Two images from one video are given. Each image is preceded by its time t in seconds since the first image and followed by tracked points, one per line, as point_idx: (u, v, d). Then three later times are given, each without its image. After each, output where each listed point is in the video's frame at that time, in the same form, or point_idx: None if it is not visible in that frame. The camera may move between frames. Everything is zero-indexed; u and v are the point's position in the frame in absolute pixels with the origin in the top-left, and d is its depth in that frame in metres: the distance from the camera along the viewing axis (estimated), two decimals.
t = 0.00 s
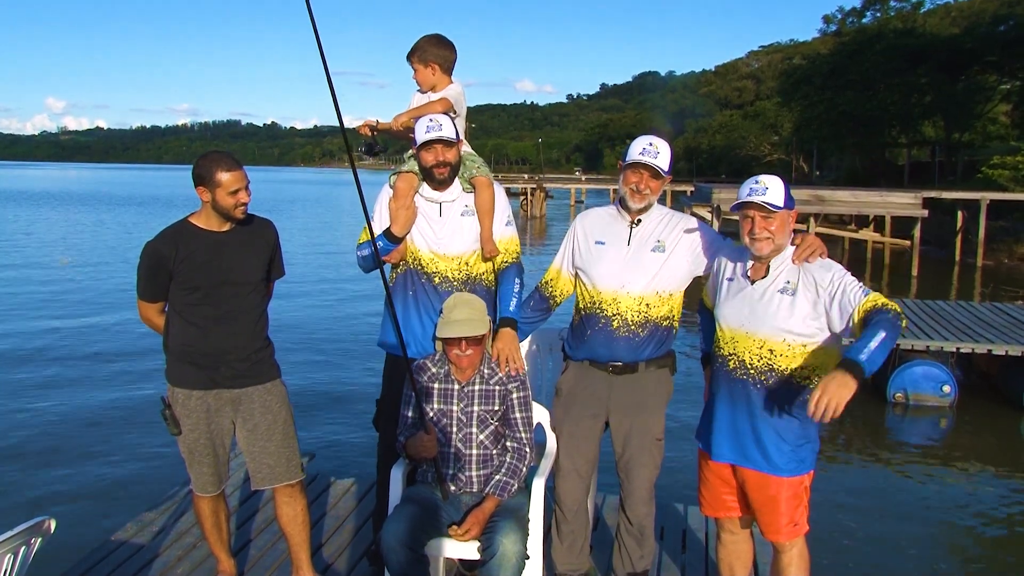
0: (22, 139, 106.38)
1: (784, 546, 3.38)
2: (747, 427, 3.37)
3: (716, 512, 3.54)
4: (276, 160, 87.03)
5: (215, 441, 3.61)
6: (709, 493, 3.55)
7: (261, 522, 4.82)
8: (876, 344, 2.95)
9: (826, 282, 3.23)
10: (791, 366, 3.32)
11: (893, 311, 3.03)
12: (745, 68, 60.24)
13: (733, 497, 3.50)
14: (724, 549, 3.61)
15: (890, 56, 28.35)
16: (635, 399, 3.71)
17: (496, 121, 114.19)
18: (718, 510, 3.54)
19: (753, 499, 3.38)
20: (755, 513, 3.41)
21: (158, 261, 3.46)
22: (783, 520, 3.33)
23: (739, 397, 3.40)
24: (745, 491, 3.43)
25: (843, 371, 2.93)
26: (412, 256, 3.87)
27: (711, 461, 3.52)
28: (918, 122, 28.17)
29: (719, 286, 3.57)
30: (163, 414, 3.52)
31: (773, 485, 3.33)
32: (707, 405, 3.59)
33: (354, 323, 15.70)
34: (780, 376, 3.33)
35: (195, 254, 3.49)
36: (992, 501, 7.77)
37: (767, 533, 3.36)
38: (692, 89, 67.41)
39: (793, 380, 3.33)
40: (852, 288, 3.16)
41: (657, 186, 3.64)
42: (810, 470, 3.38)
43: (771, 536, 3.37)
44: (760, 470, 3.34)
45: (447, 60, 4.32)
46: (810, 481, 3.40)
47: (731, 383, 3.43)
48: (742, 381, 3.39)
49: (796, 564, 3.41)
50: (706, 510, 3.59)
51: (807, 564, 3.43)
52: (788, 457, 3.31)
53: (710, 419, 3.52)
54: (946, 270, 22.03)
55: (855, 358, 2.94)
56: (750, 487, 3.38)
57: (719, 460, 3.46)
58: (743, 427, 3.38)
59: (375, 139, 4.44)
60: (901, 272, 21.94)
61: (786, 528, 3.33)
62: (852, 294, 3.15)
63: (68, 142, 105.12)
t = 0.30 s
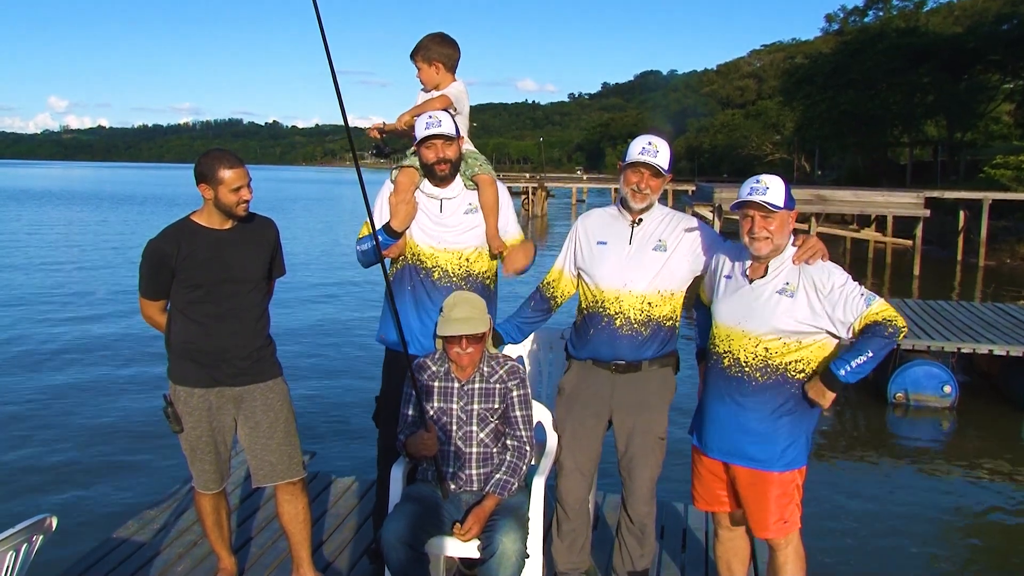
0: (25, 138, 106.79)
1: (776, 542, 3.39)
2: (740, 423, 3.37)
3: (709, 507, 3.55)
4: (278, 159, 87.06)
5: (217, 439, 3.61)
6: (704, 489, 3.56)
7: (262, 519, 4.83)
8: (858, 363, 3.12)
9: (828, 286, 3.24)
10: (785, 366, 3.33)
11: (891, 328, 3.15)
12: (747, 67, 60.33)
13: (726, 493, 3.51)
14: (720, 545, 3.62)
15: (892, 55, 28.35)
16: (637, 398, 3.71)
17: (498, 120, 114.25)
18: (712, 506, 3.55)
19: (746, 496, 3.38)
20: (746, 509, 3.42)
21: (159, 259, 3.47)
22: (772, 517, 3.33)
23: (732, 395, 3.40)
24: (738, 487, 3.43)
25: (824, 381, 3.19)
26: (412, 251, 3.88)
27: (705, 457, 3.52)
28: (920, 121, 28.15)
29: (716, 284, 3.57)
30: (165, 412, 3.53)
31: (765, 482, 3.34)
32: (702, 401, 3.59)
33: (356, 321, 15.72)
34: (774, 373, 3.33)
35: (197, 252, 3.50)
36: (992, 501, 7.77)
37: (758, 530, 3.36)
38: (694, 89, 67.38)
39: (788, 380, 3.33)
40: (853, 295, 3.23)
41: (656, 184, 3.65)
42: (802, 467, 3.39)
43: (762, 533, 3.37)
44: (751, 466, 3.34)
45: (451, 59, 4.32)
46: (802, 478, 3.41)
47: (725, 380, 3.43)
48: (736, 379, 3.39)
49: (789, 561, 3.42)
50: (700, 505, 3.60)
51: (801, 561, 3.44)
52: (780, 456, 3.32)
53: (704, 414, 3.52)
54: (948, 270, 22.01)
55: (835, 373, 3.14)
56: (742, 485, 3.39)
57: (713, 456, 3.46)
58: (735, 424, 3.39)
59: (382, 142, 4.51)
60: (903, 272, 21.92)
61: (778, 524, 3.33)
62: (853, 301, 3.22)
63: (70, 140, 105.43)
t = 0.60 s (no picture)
0: (26, 136, 106.90)
1: (775, 538, 3.38)
2: (741, 420, 3.36)
3: (709, 503, 3.54)
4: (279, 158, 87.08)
5: (217, 438, 3.61)
6: (703, 485, 3.55)
7: (263, 519, 4.83)
8: (843, 363, 3.13)
9: (829, 285, 3.24)
10: (786, 362, 3.32)
11: (881, 335, 3.13)
12: (748, 65, 60.34)
13: (726, 489, 3.50)
14: (720, 541, 3.61)
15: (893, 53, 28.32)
16: (638, 396, 3.70)
17: (499, 118, 114.30)
18: (711, 502, 3.54)
19: (746, 492, 3.37)
20: (746, 505, 3.41)
21: (161, 258, 3.47)
22: (772, 513, 3.33)
23: (733, 391, 3.39)
24: (738, 483, 3.42)
25: (808, 371, 3.25)
26: (417, 250, 3.87)
27: (705, 453, 3.51)
28: (921, 119, 28.13)
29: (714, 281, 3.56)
30: (166, 411, 3.53)
31: (764, 478, 3.34)
32: (701, 396, 3.57)
33: (357, 320, 15.73)
34: (775, 371, 3.32)
35: (199, 251, 3.49)
36: (993, 499, 7.76)
37: (758, 527, 3.36)
38: (695, 87, 67.39)
39: (788, 377, 3.32)
40: (850, 297, 3.22)
41: (656, 182, 3.64)
42: (801, 464, 3.39)
43: (762, 529, 3.36)
44: (752, 461, 3.34)
45: (458, 58, 4.29)
46: (801, 474, 3.41)
47: (726, 377, 3.41)
48: (738, 376, 3.37)
49: (789, 557, 3.41)
50: (699, 502, 3.59)
51: (802, 557, 3.43)
52: (779, 452, 3.32)
53: (704, 410, 3.51)
54: (949, 268, 21.99)
55: (819, 368, 3.17)
56: (742, 481, 3.38)
57: (713, 452, 3.45)
58: (734, 421, 3.38)
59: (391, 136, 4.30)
60: (904, 270, 21.90)
61: (778, 521, 3.33)
62: (851, 304, 3.22)
63: (72, 139, 105.61)
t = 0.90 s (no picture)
0: (22, 135, 106.74)
1: (773, 536, 3.39)
2: (740, 419, 3.36)
3: (707, 502, 3.54)
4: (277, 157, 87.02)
5: (215, 438, 3.61)
6: (701, 484, 3.55)
7: (260, 519, 4.82)
8: (839, 364, 3.17)
9: (824, 284, 3.24)
10: (783, 362, 3.32)
11: (875, 334, 3.14)
12: (745, 64, 60.42)
13: (724, 487, 3.50)
14: (717, 539, 3.61)
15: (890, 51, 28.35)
16: (635, 396, 3.70)
17: (497, 117, 114.33)
18: (709, 501, 3.54)
19: (745, 491, 3.38)
20: (744, 504, 3.42)
21: (158, 257, 3.46)
22: (770, 512, 3.33)
23: (732, 390, 3.39)
24: (737, 482, 3.42)
25: (806, 376, 3.27)
26: (417, 249, 3.87)
27: (703, 451, 3.51)
28: (918, 118, 28.16)
29: (710, 281, 3.55)
30: (163, 411, 3.52)
31: (763, 477, 3.34)
32: (699, 396, 3.57)
33: (354, 320, 15.72)
34: (773, 370, 3.33)
35: (197, 251, 3.49)
36: (989, 498, 7.77)
37: (757, 525, 3.36)
38: (693, 86, 67.46)
39: (786, 376, 3.33)
40: (843, 296, 3.20)
41: (653, 181, 3.65)
42: (800, 462, 3.39)
43: (760, 528, 3.36)
44: (750, 459, 3.35)
45: (463, 59, 4.29)
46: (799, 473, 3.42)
47: (725, 377, 3.41)
48: (737, 376, 3.37)
49: (787, 555, 3.41)
50: (697, 501, 3.59)
51: (800, 556, 3.44)
52: (778, 451, 3.32)
53: (702, 409, 3.51)
54: (946, 266, 22.01)
55: (817, 371, 3.20)
56: (741, 479, 3.39)
57: (712, 451, 3.45)
58: (733, 421, 3.38)
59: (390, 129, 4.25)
60: (901, 269, 21.94)
61: (776, 519, 3.33)
62: (843, 303, 3.20)
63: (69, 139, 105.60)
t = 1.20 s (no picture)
0: (20, 133, 106.66)
1: (773, 535, 3.39)
2: (739, 418, 3.36)
3: (706, 501, 3.55)
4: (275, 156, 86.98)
5: (213, 435, 3.61)
6: (699, 482, 3.56)
7: (259, 516, 4.82)
8: (837, 362, 3.18)
9: (821, 281, 3.24)
10: (782, 361, 3.32)
11: (872, 331, 3.16)
12: (743, 62, 60.46)
13: (724, 486, 3.51)
14: (716, 538, 3.62)
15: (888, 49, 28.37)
16: (632, 394, 3.71)
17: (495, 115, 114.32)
18: (709, 500, 3.54)
19: (745, 490, 3.38)
20: (743, 502, 3.42)
21: (158, 254, 3.46)
22: (770, 511, 3.33)
23: (731, 389, 3.39)
24: (737, 481, 3.43)
25: (805, 373, 3.28)
26: (416, 247, 3.86)
27: (703, 450, 3.52)
28: (915, 115, 28.21)
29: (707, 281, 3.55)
30: (162, 408, 3.52)
31: (762, 475, 3.34)
32: (698, 395, 3.57)
33: (352, 317, 15.73)
34: (773, 369, 3.33)
35: (198, 247, 3.49)
36: (986, 494, 7.79)
37: (757, 524, 3.36)
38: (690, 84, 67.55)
39: (784, 375, 3.33)
40: (840, 292, 3.20)
41: (650, 179, 3.64)
42: (799, 461, 3.40)
43: (760, 527, 3.37)
44: (750, 459, 3.35)
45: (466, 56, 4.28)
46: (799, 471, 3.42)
47: (724, 376, 3.41)
48: (736, 375, 3.38)
49: (785, 554, 3.42)
50: (696, 500, 3.59)
51: (799, 554, 3.44)
52: (778, 450, 3.32)
53: (702, 409, 3.51)
54: (944, 263, 22.05)
55: (816, 370, 3.22)
56: (740, 478, 3.39)
57: (713, 450, 3.45)
58: (733, 420, 3.38)
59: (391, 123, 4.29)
60: (897, 266, 21.98)
61: (776, 518, 3.34)
62: (840, 300, 3.20)
63: (67, 137, 105.63)
